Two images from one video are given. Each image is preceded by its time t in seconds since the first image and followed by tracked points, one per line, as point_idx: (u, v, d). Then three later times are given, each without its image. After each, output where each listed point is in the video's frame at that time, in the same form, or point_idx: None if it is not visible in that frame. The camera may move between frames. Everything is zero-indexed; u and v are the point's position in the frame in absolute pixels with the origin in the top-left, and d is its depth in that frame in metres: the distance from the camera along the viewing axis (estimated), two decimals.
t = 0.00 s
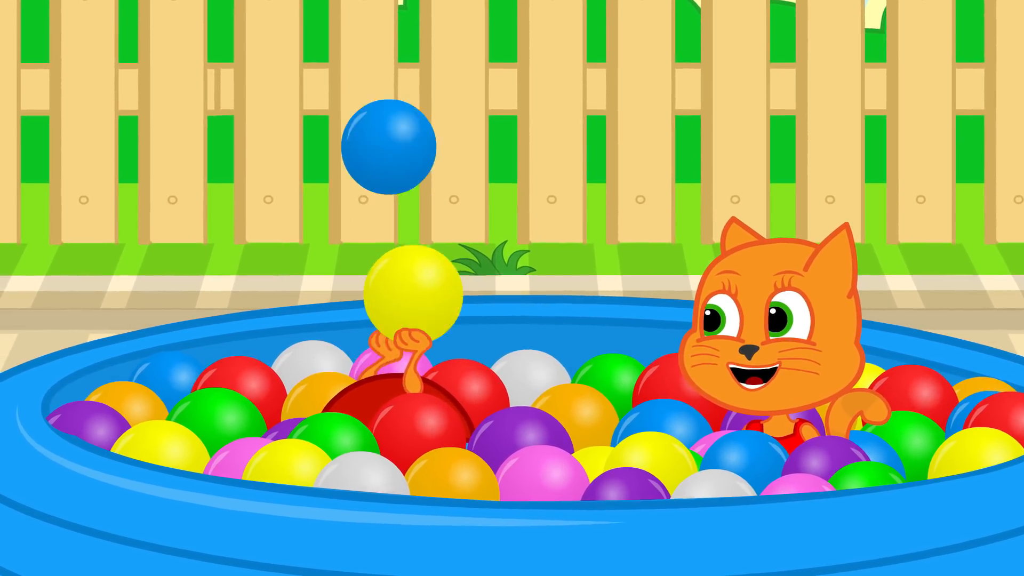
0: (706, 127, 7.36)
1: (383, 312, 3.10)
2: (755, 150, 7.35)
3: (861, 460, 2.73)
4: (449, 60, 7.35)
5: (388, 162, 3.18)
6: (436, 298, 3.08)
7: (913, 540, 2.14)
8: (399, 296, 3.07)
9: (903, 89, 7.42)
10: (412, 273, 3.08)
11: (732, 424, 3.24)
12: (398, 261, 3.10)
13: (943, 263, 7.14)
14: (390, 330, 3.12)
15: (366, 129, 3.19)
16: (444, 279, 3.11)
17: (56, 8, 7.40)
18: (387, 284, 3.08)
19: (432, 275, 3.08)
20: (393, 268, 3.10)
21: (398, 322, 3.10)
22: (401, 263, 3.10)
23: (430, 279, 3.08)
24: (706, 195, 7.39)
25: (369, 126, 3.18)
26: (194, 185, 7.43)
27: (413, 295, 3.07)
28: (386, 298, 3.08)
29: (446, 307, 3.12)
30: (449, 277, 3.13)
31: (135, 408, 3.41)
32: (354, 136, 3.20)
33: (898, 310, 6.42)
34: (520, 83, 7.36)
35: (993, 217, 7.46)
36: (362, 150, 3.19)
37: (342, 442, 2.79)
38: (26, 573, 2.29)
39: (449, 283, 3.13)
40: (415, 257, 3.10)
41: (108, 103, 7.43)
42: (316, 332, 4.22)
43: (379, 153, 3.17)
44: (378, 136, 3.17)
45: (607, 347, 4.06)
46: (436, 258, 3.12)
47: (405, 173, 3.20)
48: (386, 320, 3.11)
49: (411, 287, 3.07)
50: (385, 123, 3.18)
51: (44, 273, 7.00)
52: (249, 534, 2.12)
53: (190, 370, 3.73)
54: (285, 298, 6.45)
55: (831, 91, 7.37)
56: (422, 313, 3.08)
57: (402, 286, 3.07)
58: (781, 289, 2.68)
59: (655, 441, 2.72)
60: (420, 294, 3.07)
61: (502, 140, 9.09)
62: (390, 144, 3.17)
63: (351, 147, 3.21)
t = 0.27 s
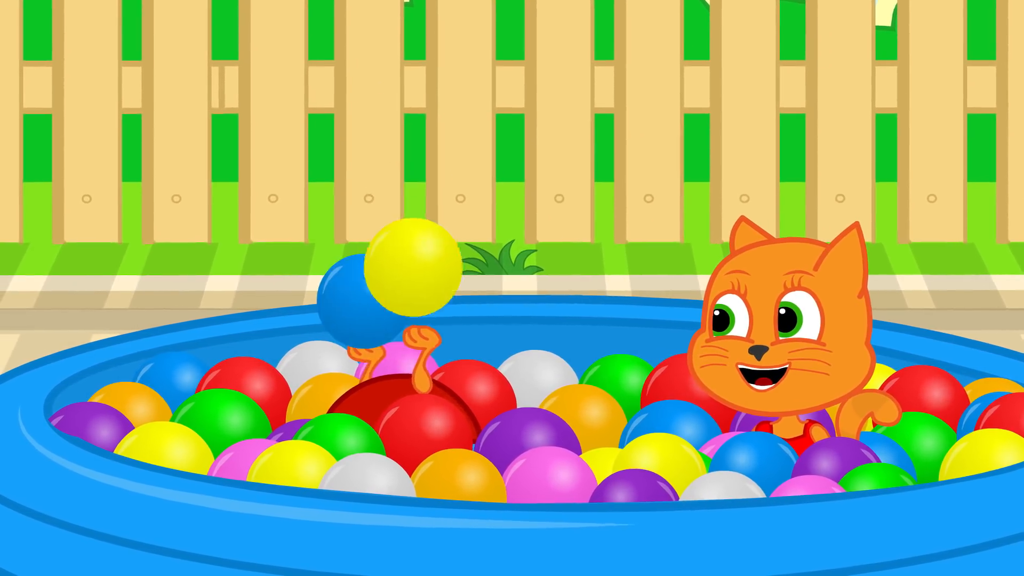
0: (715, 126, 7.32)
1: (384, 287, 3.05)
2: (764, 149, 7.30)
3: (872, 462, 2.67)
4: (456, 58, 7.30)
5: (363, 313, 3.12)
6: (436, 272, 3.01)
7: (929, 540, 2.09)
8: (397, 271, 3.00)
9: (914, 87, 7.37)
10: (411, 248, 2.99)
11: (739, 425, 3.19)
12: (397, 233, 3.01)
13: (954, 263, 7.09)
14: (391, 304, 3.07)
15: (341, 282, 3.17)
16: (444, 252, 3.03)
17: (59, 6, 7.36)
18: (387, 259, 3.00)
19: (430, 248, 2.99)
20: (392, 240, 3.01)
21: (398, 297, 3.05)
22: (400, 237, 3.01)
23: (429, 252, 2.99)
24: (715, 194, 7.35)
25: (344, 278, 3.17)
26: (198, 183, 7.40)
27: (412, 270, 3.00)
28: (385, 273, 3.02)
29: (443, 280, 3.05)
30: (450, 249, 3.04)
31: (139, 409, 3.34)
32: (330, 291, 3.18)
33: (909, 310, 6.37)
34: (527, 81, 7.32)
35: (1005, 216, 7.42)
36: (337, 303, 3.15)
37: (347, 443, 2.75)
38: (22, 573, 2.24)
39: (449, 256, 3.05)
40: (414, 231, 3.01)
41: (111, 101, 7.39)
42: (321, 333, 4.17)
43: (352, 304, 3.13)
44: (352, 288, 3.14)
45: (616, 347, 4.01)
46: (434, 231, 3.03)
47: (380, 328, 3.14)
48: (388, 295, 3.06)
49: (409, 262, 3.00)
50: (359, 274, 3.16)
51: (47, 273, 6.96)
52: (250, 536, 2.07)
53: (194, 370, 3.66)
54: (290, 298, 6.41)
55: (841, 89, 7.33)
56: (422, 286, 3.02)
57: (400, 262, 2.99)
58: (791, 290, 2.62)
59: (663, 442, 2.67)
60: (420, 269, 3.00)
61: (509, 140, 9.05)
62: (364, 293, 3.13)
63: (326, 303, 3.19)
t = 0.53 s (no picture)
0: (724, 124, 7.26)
1: (373, 153, 3.38)
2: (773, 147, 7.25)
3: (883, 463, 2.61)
4: (463, 56, 7.26)
5: (411, 308, 3.30)
6: (424, 139, 3.34)
7: (944, 541, 2.04)
8: (386, 139, 3.33)
9: (925, 85, 7.32)
10: (400, 116, 3.33)
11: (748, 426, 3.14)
12: (385, 103, 3.35)
13: (965, 263, 7.04)
14: (381, 172, 3.42)
15: (389, 274, 3.32)
16: (430, 120, 3.36)
17: (62, 4, 7.32)
18: (379, 127, 3.34)
19: (416, 117, 3.33)
20: (380, 109, 3.34)
21: (384, 162, 3.37)
22: (392, 108, 3.35)
23: (414, 121, 3.33)
24: (724, 193, 7.30)
25: (392, 272, 3.32)
26: (203, 182, 7.36)
27: (403, 138, 3.33)
28: (374, 141, 3.34)
29: (424, 147, 3.37)
30: (434, 119, 3.38)
31: (142, 410, 3.29)
32: (376, 284, 3.34)
33: (920, 310, 6.32)
34: (535, 79, 7.27)
35: (1017, 216, 7.36)
36: (384, 296, 3.32)
37: (353, 445, 2.71)
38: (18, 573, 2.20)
39: (433, 126, 3.38)
40: (402, 103, 3.34)
41: (114, 99, 7.35)
42: (327, 334, 4.12)
43: (401, 299, 3.30)
44: (402, 282, 3.30)
45: (625, 348, 3.97)
46: (421, 105, 3.36)
47: (429, 322, 3.33)
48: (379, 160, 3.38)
49: (399, 129, 3.33)
50: (408, 270, 3.31)
51: (50, 273, 6.93)
52: (250, 538, 2.03)
53: (198, 371, 3.60)
54: (295, 298, 6.37)
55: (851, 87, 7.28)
56: (407, 152, 3.35)
57: (390, 129, 3.32)
58: (801, 290, 2.58)
59: (672, 443, 2.62)
60: (407, 136, 3.33)
61: (516, 138, 9.00)
62: (413, 291, 3.30)
63: (373, 295, 3.34)
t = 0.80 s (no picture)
0: (732, 122, 7.22)
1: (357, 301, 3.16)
2: (782, 145, 7.21)
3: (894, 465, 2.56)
4: (469, 53, 7.22)
5: (433, 311, 2.93)
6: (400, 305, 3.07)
7: (964, 543, 1.97)
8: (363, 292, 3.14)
9: (936, 82, 7.27)
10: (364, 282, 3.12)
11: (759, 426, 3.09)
12: (362, 269, 3.09)
13: (977, 263, 6.98)
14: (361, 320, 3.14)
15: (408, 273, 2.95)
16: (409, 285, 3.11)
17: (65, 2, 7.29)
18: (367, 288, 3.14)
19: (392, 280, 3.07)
20: (356, 276, 3.09)
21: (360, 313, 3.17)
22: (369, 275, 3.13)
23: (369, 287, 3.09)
24: (733, 192, 7.25)
25: (412, 270, 2.95)
26: (206, 181, 7.31)
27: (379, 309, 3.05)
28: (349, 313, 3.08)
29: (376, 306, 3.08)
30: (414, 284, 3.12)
31: (145, 411, 3.25)
32: (394, 282, 2.96)
33: (931, 310, 6.27)
34: (542, 77, 7.22)
35: None
36: (402, 295, 2.94)
37: (358, 446, 2.66)
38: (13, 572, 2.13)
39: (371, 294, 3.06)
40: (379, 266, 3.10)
41: (117, 97, 7.31)
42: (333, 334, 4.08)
43: (419, 298, 2.92)
44: (421, 280, 2.93)
45: (634, 348, 3.93)
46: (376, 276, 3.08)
47: (447, 325, 2.96)
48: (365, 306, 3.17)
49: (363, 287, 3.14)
50: (429, 267, 2.94)
51: (52, 272, 6.89)
52: (245, 540, 1.96)
53: (202, 371, 3.55)
54: (300, 298, 6.34)
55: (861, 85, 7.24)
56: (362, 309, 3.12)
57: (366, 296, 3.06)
58: (811, 289, 2.52)
59: (681, 444, 2.58)
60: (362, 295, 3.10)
61: (524, 138, 8.96)
62: (435, 291, 2.93)
63: (391, 293, 2.96)
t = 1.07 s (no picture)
0: (739, 121, 7.18)
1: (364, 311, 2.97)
2: (789, 144, 7.18)
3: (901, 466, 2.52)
4: (474, 52, 7.19)
5: (430, 284, 2.79)
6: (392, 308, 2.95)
7: (973, 545, 1.94)
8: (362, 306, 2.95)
9: (944, 81, 7.23)
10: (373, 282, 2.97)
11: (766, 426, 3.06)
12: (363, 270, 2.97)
13: (984, 263, 6.95)
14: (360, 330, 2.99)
15: (404, 246, 2.79)
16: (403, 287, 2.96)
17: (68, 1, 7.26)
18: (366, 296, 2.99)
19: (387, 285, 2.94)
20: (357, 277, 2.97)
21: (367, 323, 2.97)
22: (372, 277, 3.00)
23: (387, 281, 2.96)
24: (739, 190, 7.21)
25: (408, 243, 2.78)
26: (209, 180, 7.29)
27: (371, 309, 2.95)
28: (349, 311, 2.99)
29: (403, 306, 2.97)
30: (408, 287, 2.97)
31: (148, 411, 3.22)
32: (392, 252, 2.81)
33: (939, 310, 6.24)
34: (547, 76, 7.20)
35: None
36: (399, 267, 2.79)
37: (362, 447, 2.63)
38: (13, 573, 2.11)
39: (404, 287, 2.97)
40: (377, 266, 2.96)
41: (120, 96, 7.29)
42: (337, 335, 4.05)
43: (416, 270, 2.78)
44: (418, 254, 2.77)
45: (640, 348, 3.90)
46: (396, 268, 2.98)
47: (445, 297, 2.82)
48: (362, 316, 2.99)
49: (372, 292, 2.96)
50: (425, 240, 2.78)
51: (55, 272, 6.87)
52: (245, 540, 1.93)
53: (205, 372, 3.53)
54: (304, 298, 6.31)
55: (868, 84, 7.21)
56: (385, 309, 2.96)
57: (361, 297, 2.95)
58: (818, 289, 2.45)
59: (687, 446, 2.55)
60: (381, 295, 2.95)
61: (529, 138, 8.93)
62: (431, 264, 2.77)
63: (390, 268, 2.81)
